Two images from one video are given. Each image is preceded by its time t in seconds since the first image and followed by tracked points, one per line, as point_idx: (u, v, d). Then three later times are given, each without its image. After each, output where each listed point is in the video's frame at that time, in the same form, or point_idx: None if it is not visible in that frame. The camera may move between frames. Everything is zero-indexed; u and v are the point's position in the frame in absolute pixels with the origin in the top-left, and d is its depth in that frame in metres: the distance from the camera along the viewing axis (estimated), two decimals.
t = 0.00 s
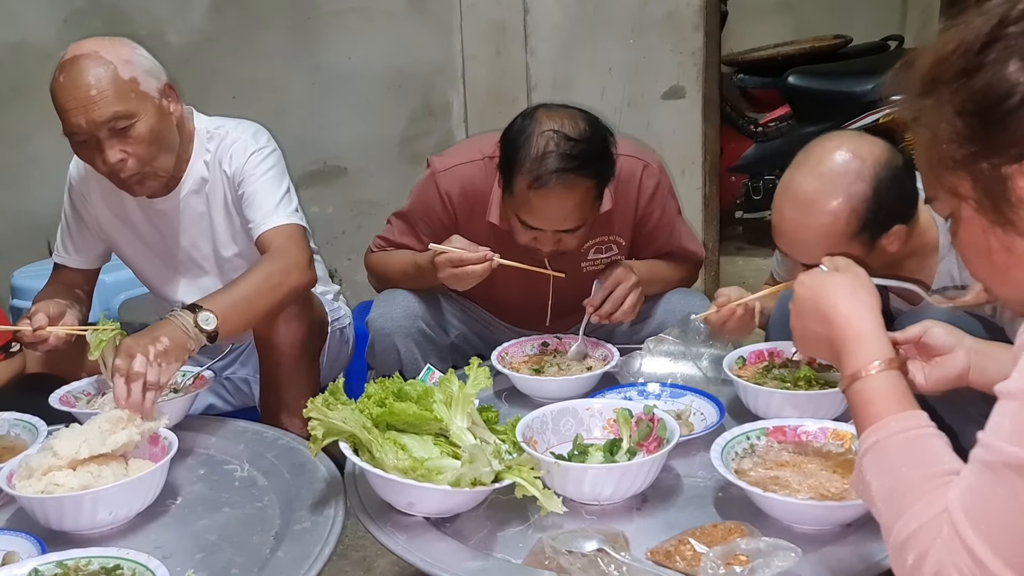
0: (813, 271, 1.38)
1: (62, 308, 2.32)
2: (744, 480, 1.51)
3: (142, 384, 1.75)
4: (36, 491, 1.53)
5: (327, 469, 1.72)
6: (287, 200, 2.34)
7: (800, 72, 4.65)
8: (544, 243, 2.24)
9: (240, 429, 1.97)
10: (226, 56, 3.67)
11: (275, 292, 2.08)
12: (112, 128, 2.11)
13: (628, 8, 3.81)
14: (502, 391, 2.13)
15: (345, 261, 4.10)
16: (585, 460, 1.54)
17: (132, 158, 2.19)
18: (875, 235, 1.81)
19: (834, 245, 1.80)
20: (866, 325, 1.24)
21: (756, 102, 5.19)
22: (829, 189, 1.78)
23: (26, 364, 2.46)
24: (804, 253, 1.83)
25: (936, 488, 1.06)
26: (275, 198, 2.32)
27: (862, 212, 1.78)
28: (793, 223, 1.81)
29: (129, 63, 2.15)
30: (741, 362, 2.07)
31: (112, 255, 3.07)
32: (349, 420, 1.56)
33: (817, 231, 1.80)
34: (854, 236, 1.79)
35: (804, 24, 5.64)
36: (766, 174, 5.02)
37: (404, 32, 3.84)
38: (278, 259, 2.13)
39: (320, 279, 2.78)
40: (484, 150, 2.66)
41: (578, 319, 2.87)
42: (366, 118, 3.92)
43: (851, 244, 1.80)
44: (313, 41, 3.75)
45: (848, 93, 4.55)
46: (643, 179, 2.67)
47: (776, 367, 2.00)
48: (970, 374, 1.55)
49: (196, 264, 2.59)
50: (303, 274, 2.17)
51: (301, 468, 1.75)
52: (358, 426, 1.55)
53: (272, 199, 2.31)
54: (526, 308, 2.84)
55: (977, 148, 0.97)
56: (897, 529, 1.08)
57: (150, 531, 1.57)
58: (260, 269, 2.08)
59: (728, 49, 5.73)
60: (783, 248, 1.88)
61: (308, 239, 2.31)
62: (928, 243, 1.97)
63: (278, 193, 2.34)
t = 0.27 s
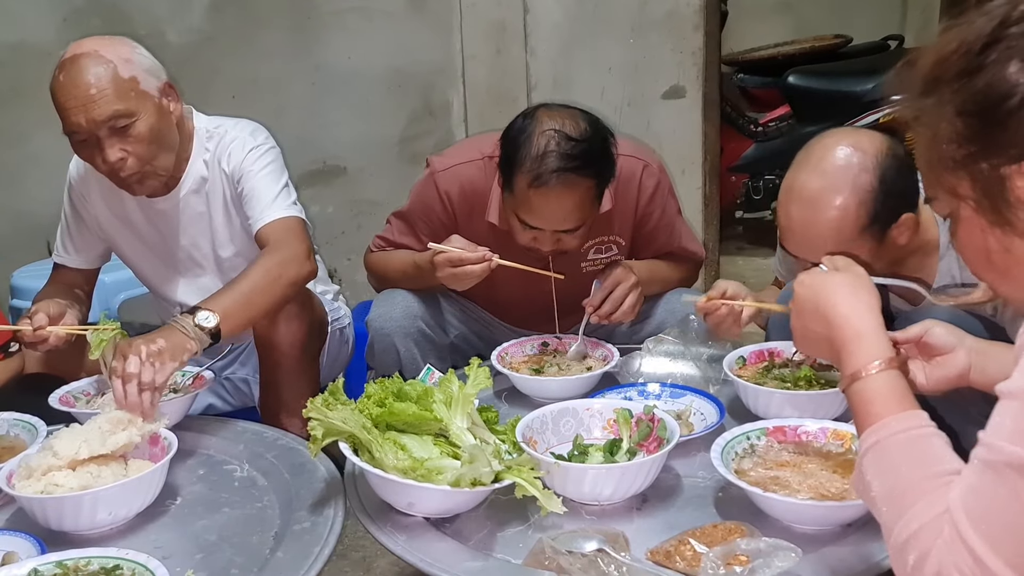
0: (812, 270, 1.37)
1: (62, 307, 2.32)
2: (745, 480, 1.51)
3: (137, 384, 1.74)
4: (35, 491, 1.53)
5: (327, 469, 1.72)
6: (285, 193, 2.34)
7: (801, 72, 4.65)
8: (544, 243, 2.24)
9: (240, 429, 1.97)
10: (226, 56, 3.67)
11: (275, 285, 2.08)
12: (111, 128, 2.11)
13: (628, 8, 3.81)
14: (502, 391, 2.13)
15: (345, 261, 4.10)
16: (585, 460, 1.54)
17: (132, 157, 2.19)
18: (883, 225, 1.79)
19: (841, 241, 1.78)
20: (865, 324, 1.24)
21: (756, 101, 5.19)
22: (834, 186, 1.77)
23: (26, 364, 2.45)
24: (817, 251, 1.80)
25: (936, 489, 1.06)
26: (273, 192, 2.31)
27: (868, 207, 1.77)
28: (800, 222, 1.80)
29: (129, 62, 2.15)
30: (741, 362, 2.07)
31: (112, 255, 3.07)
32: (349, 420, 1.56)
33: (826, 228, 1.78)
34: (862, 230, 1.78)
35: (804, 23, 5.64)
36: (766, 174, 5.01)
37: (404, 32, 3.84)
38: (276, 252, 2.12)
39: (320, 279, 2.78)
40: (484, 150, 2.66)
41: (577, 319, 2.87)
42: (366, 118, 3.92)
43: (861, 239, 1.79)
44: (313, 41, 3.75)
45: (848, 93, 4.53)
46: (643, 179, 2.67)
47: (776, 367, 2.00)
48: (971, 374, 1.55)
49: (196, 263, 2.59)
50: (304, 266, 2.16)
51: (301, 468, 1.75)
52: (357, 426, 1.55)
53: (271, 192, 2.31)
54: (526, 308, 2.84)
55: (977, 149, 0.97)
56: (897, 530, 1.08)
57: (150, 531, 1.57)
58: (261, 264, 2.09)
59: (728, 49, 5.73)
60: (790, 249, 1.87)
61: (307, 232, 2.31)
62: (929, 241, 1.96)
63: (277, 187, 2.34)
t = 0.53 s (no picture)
0: (820, 266, 1.36)
1: (62, 307, 2.32)
2: (745, 480, 1.51)
3: (134, 381, 1.73)
4: (35, 491, 1.53)
5: (327, 469, 1.72)
6: (283, 198, 2.34)
7: (801, 72, 4.62)
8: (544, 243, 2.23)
9: (240, 429, 1.97)
10: (226, 56, 3.67)
11: (273, 292, 2.10)
12: (111, 128, 2.11)
13: (628, 8, 3.81)
14: (502, 391, 2.13)
15: (345, 261, 4.10)
16: (585, 460, 1.54)
17: (131, 157, 2.19)
18: (879, 225, 1.79)
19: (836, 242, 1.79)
20: (871, 320, 1.22)
21: (756, 101, 5.19)
22: (826, 187, 1.78)
23: (26, 364, 2.45)
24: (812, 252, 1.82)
25: (943, 485, 1.06)
26: (271, 196, 2.31)
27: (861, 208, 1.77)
28: (795, 225, 1.81)
29: (128, 62, 2.15)
30: (741, 362, 2.07)
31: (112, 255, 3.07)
32: (349, 420, 1.56)
33: (820, 229, 1.80)
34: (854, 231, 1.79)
35: (804, 23, 5.64)
36: (766, 174, 5.01)
37: (404, 32, 3.84)
38: (272, 261, 2.13)
39: (320, 279, 2.78)
40: (484, 150, 2.66)
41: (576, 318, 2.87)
42: (366, 118, 3.92)
43: (854, 240, 1.79)
44: (313, 41, 3.75)
45: (848, 93, 4.47)
46: (643, 179, 2.67)
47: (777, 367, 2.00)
48: (970, 373, 1.55)
49: (196, 264, 2.59)
50: (300, 272, 2.17)
51: (300, 468, 1.75)
52: (357, 426, 1.55)
53: (268, 196, 2.31)
54: (527, 308, 2.84)
55: (981, 146, 0.97)
56: (901, 526, 1.08)
57: (150, 531, 1.57)
58: (257, 271, 2.10)
59: (728, 49, 5.73)
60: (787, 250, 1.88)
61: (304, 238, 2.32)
62: (925, 241, 1.95)
63: (275, 191, 2.34)
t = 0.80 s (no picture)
0: (824, 258, 1.36)
1: (60, 305, 2.32)
2: (744, 480, 1.51)
3: (126, 356, 1.79)
4: (35, 491, 1.53)
5: (326, 469, 1.72)
6: (280, 210, 2.33)
7: (801, 71, 4.54)
8: (545, 238, 2.23)
9: (240, 429, 1.97)
10: (225, 56, 3.67)
11: (267, 306, 2.10)
12: (107, 131, 2.11)
13: (628, 8, 3.81)
14: (502, 391, 2.13)
15: (345, 261, 4.10)
16: (585, 460, 1.54)
17: (127, 160, 2.18)
18: (871, 226, 1.73)
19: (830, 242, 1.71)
20: (876, 310, 1.23)
21: (756, 101, 5.19)
22: (818, 187, 1.69)
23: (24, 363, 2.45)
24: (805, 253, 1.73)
25: (948, 470, 1.06)
26: (268, 208, 2.31)
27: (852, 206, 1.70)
28: (788, 224, 1.72)
29: (124, 65, 2.15)
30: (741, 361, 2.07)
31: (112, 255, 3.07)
32: (349, 420, 1.56)
33: (812, 230, 1.71)
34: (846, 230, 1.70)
35: (804, 23, 5.64)
36: (766, 174, 4.99)
37: (404, 32, 3.84)
38: (268, 274, 2.13)
39: (319, 279, 2.78)
40: (483, 148, 2.67)
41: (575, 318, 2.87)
42: (366, 118, 3.92)
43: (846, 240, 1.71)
44: (313, 41, 3.75)
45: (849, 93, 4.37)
46: (643, 177, 2.67)
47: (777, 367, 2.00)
48: (969, 371, 1.56)
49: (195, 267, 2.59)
50: (293, 288, 2.17)
51: (301, 468, 1.75)
52: (357, 426, 1.55)
53: (265, 206, 2.32)
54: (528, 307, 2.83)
55: (986, 142, 0.97)
56: (905, 511, 1.08)
57: (150, 531, 1.57)
58: (251, 285, 2.10)
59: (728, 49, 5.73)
60: (780, 251, 1.78)
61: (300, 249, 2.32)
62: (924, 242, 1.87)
63: (272, 203, 2.33)
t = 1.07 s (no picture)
0: (821, 249, 1.38)
1: (60, 305, 2.31)
2: (744, 480, 1.51)
3: (134, 376, 1.76)
4: (35, 491, 1.52)
5: (326, 469, 1.72)
6: (280, 204, 2.34)
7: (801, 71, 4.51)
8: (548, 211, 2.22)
9: (239, 429, 1.97)
10: (226, 55, 3.67)
11: (264, 301, 2.10)
12: (119, 117, 2.12)
13: (628, 8, 3.81)
14: (502, 391, 2.13)
15: (345, 261, 4.10)
16: (585, 461, 1.54)
17: (141, 147, 2.20)
18: (870, 226, 1.72)
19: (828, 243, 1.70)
20: (872, 298, 1.25)
21: (756, 101, 5.18)
22: (817, 188, 1.68)
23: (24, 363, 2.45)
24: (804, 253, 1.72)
25: (946, 453, 1.06)
26: (268, 202, 2.32)
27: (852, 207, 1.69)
28: (787, 224, 1.72)
29: (126, 55, 2.15)
30: (741, 362, 2.07)
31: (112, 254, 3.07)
32: (349, 420, 1.56)
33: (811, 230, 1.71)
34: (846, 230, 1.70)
35: (804, 23, 5.64)
36: (766, 174, 4.98)
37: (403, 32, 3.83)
38: (265, 267, 2.14)
39: (319, 279, 2.78)
40: (486, 133, 2.70)
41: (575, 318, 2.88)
42: (366, 118, 3.92)
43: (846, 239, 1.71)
44: (313, 41, 3.75)
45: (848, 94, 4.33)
46: (643, 164, 2.69)
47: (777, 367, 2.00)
48: (971, 370, 1.56)
49: (194, 265, 2.59)
50: (292, 282, 2.17)
51: (300, 468, 1.75)
52: (357, 426, 1.55)
53: (265, 201, 2.32)
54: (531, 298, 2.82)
55: (993, 139, 0.97)
56: (902, 493, 1.08)
57: (149, 531, 1.57)
58: (249, 278, 2.10)
59: (728, 49, 5.73)
60: (780, 251, 1.78)
61: (299, 244, 2.32)
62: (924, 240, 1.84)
63: (273, 196, 2.34)
